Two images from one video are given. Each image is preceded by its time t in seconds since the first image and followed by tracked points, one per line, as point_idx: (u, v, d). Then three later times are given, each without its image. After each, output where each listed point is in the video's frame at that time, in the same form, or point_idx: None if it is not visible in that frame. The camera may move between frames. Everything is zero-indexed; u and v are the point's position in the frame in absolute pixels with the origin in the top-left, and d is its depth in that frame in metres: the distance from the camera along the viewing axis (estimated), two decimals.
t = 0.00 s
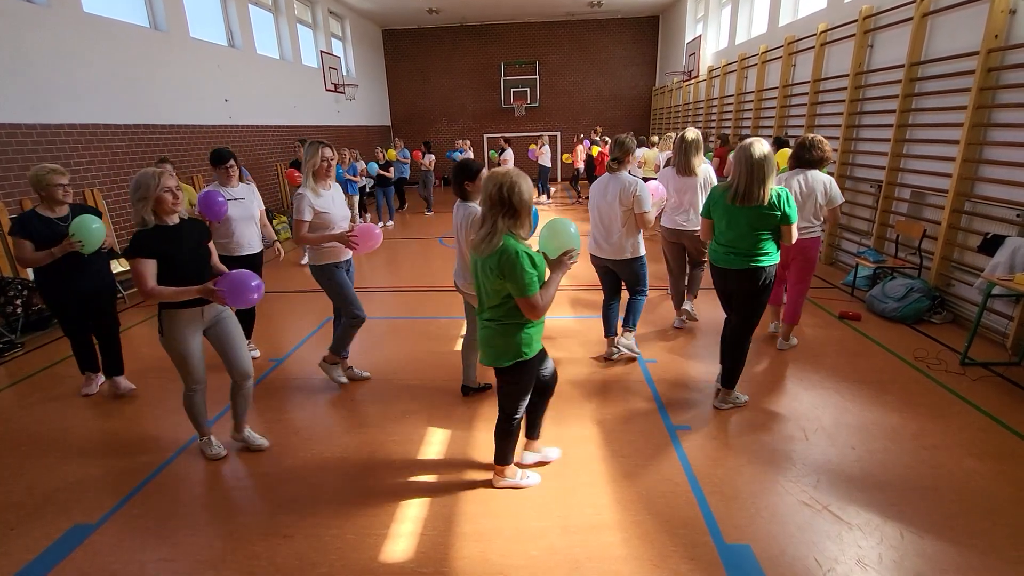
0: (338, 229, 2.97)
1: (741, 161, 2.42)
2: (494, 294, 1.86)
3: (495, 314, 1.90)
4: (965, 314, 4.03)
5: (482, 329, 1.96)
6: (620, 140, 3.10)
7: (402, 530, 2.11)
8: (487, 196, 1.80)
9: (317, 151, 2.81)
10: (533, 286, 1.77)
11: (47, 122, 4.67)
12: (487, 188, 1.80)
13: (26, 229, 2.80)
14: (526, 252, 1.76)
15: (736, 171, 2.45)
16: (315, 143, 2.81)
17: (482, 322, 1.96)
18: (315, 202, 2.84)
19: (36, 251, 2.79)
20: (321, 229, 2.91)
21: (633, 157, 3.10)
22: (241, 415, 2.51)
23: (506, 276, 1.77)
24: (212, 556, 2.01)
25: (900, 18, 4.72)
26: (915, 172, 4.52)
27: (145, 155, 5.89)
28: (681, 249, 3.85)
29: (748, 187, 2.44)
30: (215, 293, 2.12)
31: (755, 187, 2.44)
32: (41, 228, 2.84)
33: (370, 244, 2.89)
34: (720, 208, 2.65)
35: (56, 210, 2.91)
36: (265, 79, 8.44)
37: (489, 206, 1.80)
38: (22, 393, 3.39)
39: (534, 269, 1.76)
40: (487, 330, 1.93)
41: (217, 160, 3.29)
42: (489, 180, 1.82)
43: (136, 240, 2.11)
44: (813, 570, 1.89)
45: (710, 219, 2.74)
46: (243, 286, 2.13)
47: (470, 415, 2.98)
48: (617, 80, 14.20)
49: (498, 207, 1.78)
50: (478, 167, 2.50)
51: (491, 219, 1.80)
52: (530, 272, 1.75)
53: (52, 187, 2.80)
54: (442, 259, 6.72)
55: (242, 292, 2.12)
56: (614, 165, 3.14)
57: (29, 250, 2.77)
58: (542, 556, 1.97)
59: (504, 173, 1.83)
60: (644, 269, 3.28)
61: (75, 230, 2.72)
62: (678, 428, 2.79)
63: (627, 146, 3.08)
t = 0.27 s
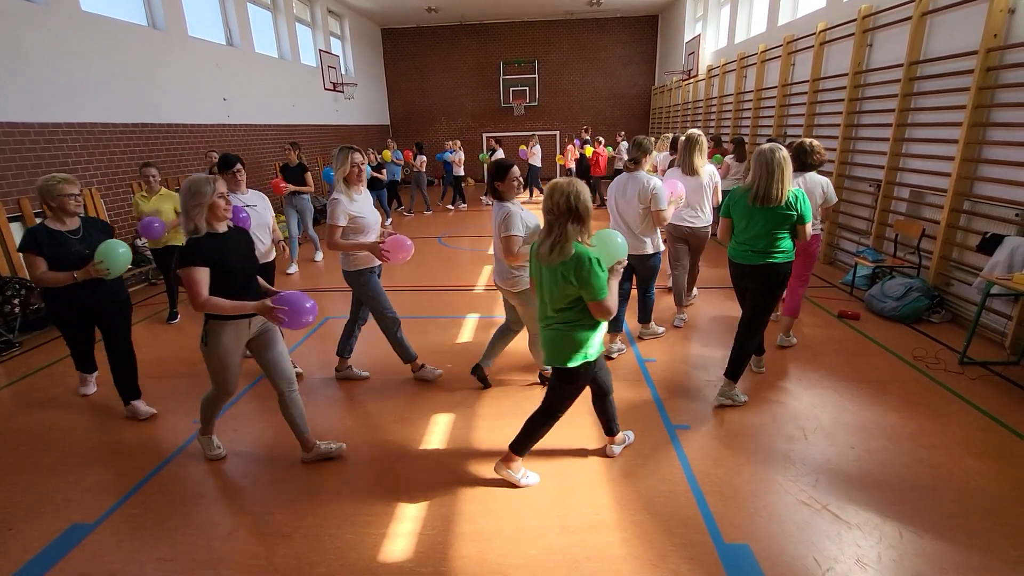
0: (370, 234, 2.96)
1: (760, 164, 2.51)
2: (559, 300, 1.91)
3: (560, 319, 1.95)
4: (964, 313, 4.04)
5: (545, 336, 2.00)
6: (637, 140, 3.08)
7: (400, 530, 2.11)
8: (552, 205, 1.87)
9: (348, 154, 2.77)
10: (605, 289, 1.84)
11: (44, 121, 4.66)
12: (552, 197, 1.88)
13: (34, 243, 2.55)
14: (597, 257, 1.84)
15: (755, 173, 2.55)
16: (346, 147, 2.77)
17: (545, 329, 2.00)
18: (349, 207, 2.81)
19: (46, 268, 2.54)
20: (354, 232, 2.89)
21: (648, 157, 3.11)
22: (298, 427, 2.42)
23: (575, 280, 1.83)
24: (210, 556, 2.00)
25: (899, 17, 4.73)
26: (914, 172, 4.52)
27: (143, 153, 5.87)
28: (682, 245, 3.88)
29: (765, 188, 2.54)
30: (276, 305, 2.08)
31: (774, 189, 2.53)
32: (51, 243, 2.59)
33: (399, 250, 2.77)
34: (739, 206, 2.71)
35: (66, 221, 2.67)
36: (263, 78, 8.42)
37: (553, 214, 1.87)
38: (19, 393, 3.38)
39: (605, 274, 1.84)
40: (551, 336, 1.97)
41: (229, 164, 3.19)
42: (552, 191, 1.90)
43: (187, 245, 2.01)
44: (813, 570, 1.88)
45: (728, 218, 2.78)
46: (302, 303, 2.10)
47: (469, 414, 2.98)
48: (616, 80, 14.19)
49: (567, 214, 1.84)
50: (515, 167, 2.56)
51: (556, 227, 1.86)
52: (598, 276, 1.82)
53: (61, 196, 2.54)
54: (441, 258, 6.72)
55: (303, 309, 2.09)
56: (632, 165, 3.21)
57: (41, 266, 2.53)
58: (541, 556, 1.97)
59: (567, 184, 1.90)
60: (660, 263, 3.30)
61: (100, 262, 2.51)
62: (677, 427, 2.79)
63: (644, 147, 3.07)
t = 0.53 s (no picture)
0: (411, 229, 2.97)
1: (778, 154, 2.78)
2: (629, 283, 2.01)
3: (628, 302, 2.03)
4: (963, 313, 4.04)
5: (614, 322, 2.04)
6: (650, 135, 3.43)
7: (399, 529, 2.11)
8: (614, 191, 1.91)
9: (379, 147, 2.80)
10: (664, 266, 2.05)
11: (43, 120, 4.65)
12: (611, 183, 1.91)
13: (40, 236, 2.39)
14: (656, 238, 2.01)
15: (774, 163, 2.82)
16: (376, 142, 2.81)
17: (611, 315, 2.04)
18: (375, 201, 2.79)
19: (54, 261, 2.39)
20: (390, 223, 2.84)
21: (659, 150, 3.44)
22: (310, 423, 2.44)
23: (649, 261, 1.99)
24: (208, 556, 2.00)
25: (898, 17, 4.73)
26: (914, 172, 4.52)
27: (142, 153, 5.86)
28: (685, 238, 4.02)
29: (784, 177, 2.80)
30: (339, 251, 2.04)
31: (793, 179, 2.81)
32: (58, 237, 2.42)
33: (408, 194, 2.67)
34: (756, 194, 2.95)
35: (78, 216, 2.52)
36: (262, 77, 8.40)
37: (620, 202, 1.91)
38: (17, 392, 3.38)
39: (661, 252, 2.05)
40: (621, 322, 2.04)
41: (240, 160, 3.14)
42: (608, 176, 1.93)
43: (252, 233, 1.92)
44: (812, 570, 1.88)
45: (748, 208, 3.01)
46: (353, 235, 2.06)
47: (468, 414, 2.98)
48: (615, 79, 14.19)
49: (633, 201, 1.92)
50: (542, 160, 2.62)
51: (625, 212, 1.92)
52: (663, 253, 2.01)
53: (68, 189, 2.40)
54: (440, 257, 6.71)
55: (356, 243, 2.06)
56: (643, 158, 3.54)
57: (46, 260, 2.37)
58: (540, 555, 1.97)
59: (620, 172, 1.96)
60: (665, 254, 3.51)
61: (91, 252, 2.31)
62: (676, 426, 2.79)
63: (656, 141, 3.42)
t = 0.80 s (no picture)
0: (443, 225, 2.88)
1: (794, 152, 3.02)
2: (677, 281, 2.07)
3: (676, 300, 2.10)
4: (961, 313, 4.05)
5: (669, 324, 2.09)
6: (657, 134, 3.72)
7: (398, 529, 2.11)
8: (656, 192, 1.93)
9: (407, 144, 2.77)
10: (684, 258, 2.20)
11: (41, 119, 4.64)
12: (651, 184, 1.93)
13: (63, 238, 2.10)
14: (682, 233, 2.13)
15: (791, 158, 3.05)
16: (403, 138, 2.77)
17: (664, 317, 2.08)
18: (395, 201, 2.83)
19: (89, 263, 2.13)
20: (413, 224, 2.81)
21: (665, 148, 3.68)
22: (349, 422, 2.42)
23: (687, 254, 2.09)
24: (207, 556, 1.99)
25: (896, 17, 4.74)
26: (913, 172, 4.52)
27: (140, 152, 5.85)
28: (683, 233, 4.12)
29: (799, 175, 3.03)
30: (368, 210, 2.21)
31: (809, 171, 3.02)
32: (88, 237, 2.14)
33: (404, 188, 2.60)
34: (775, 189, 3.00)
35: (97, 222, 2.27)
36: (261, 76, 8.39)
37: (664, 201, 1.94)
38: (16, 392, 3.37)
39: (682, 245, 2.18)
40: (673, 320, 2.10)
41: (252, 155, 3.03)
42: (647, 178, 1.94)
43: (313, 235, 1.94)
44: (812, 569, 1.89)
45: (767, 203, 3.00)
46: (362, 197, 2.21)
47: (467, 413, 2.97)
48: (614, 79, 14.19)
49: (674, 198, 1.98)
50: (561, 158, 2.65)
51: (669, 212, 1.96)
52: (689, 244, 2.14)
53: (84, 188, 2.13)
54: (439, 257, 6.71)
55: (370, 201, 2.23)
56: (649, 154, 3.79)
57: (82, 264, 2.10)
58: (540, 555, 1.97)
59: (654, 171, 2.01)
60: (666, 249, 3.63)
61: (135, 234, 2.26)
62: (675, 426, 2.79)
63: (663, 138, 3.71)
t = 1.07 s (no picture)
0: (456, 225, 2.79)
1: (805, 150, 3.12)
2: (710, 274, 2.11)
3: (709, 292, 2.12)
4: (959, 312, 4.05)
5: (706, 317, 2.12)
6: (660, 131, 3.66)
7: (398, 529, 2.11)
8: (694, 185, 1.98)
9: (428, 145, 2.78)
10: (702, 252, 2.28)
11: (39, 118, 4.63)
12: (688, 177, 1.98)
13: (113, 235, 2.07)
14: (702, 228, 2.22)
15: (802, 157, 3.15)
16: (423, 138, 2.79)
17: (701, 309, 2.11)
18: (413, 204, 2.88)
19: (149, 253, 2.13)
20: (426, 222, 2.80)
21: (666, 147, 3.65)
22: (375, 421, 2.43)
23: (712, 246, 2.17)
24: (206, 556, 1.99)
25: (895, 17, 4.74)
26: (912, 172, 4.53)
27: (138, 152, 5.83)
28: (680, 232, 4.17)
29: (811, 172, 3.13)
30: (395, 208, 2.36)
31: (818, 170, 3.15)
32: (135, 231, 2.14)
33: (409, 187, 2.59)
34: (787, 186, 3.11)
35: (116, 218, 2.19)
36: (259, 75, 8.38)
37: (701, 194, 2.00)
38: (14, 392, 3.37)
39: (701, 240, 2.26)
40: (709, 313, 2.14)
41: (262, 153, 2.92)
42: (683, 171, 2.00)
43: (366, 229, 2.03)
44: (811, 568, 1.89)
45: (786, 198, 3.10)
46: (391, 189, 2.34)
47: (466, 413, 2.97)
48: (613, 79, 14.19)
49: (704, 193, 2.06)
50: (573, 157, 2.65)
51: (705, 204, 2.02)
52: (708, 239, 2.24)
53: (100, 186, 2.10)
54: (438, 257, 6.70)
55: (399, 194, 2.37)
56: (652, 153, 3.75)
57: (146, 255, 2.11)
58: (539, 554, 1.97)
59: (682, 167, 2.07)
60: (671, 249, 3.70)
61: (169, 218, 2.43)
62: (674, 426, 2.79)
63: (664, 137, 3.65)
